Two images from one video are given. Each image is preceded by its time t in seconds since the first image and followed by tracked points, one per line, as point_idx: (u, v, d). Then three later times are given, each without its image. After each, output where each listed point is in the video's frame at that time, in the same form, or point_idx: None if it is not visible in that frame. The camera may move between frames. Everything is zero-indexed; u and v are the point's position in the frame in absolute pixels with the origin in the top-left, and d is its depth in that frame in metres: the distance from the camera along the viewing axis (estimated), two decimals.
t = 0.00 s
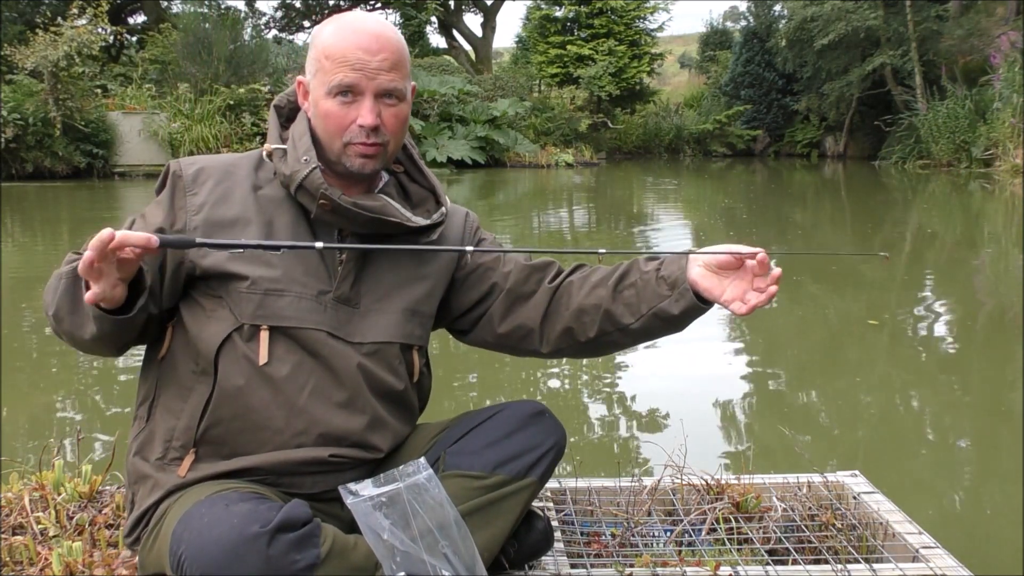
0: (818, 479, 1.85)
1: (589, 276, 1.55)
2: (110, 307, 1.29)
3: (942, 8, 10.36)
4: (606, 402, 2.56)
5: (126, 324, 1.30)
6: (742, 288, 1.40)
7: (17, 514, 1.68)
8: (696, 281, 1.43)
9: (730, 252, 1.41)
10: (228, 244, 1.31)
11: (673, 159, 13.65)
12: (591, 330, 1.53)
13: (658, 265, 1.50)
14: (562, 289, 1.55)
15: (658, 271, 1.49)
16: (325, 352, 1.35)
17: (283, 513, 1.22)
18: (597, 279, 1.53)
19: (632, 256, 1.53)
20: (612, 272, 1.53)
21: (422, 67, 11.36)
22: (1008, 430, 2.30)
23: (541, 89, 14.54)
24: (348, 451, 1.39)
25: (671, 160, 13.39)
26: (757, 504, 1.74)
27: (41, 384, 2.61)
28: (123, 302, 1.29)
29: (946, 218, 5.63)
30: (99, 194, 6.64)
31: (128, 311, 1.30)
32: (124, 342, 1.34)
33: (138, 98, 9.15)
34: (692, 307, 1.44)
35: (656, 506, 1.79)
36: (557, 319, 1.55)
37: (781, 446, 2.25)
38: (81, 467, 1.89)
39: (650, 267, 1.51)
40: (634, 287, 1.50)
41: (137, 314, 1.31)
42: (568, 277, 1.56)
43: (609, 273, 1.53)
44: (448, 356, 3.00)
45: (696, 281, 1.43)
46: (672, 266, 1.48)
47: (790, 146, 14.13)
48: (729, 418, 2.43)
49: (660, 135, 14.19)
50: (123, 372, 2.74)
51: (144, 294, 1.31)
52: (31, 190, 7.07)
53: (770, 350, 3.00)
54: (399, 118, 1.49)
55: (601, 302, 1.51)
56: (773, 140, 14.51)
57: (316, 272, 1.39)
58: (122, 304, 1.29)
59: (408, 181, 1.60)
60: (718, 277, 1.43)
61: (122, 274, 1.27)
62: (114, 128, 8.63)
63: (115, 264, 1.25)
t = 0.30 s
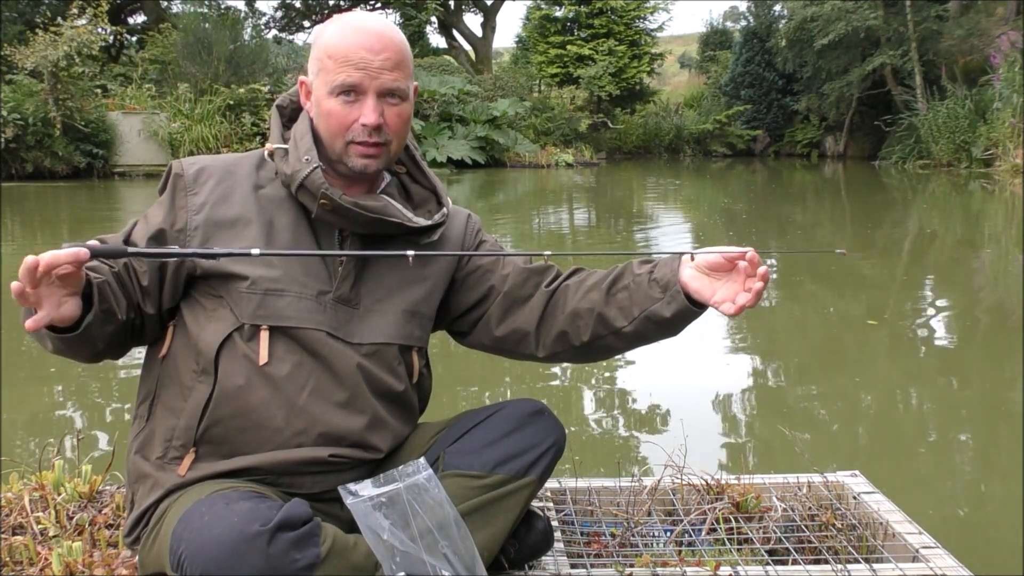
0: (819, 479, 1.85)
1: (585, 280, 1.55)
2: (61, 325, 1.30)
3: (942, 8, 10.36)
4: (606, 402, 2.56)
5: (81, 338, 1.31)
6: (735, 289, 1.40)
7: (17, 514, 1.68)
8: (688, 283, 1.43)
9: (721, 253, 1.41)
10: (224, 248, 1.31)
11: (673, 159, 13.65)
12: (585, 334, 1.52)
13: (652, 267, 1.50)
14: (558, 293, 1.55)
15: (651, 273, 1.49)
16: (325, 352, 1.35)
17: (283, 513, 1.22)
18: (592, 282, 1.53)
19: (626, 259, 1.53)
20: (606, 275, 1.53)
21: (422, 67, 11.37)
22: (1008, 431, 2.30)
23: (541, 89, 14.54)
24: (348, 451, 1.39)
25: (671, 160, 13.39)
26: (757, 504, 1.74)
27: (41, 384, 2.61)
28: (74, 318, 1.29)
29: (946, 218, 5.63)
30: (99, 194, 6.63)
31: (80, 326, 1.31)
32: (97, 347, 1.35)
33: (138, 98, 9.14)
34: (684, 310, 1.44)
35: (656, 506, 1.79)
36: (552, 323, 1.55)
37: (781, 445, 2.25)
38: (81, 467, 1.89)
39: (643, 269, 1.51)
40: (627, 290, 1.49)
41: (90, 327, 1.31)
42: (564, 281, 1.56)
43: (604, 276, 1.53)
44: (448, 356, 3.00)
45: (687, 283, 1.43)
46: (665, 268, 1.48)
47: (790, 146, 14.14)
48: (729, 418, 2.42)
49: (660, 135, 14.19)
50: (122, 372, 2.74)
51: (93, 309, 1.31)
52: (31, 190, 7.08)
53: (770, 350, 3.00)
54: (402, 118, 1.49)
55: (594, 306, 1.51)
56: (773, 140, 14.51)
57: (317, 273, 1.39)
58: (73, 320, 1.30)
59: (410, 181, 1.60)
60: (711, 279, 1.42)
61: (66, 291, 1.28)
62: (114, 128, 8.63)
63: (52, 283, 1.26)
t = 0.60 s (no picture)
0: (819, 479, 1.85)
1: (583, 280, 1.55)
2: (37, 320, 1.28)
3: (942, 8, 10.36)
4: (606, 402, 2.56)
5: (60, 335, 1.30)
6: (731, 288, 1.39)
7: (17, 514, 1.68)
8: (684, 283, 1.43)
9: (717, 251, 1.40)
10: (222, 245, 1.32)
11: (673, 159, 13.65)
12: (583, 333, 1.53)
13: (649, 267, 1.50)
14: (557, 294, 1.55)
15: (647, 273, 1.49)
16: (324, 352, 1.35)
17: (283, 511, 1.22)
18: (590, 282, 1.53)
19: (623, 259, 1.54)
20: (604, 276, 1.53)
21: (422, 67, 11.37)
22: (1008, 431, 2.30)
23: (541, 89, 14.55)
24: (348, 450, 1.39)
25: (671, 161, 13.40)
26: (757, 505, 1.74)
27: (41, 383, 2.62)
28: (51, 314, 1.28)
29: (946, 218, 5.63)
30: (99, 194, 6.64)
31: (56, 323, 1.29)
32: (79, 345, 1.34)
33: (138, 98, 9.15)
34: (681, 308, 1.44)
35: (656, 506, 1.79)
36: (552, 324, 1.55)
37: (781, 446, 2.25)
38: (81, 468, 1.89)
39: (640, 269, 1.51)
40: (624, 289, 1.50)
41: (67, 324, 1.30)
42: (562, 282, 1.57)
43: (602, 277, 1.53)
44: (448, 356, 3.01)
45: (683, 282, 1.43)
46: (662, 266, 1.48)
47: (790, 146, 14.15)
48: (729, 417, 2.43)
49: (660, 135, 14.19)
50: (122, 372, 2.74)
51: (69, 306, 1.29)
52: (31, 190, 7.09)
53: (770, 350, 3.00)
54: (403, 118, 1.49)
55: (591, 305, 1.51)
56: (773, 140, 14.52)
57: (316, 272, 1.39)
58: (49, 315, 1.28)
59: (411, 182, 1.60)
60: (707, 277, 1.42)
61: (43, 285, 1.26)
62: (114, 128, 8.64)
63: (27, 278, 1.24)
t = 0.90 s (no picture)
0: (819, 479, 1.85)
1: (584, 280, 1.55)
2: (31, 321, 1.27)
3: (942, 8, 10.35)
4: (606, 401, 2.55)
5: (53, 336, 1.29)
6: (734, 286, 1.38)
7: (17, 514, 1.68)
8: (686, 282, 1.43)
9: (719, 251, 1.40)
10: (223, 245, 1.32)
11: (673, 159, 13.66)
12: (582, 333, 1.52)
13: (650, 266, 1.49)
14: (557, 293, 1.55)
15: (650, 272, 1.48)
16: (324, 352, 1.35)
17: (283, 509, 1.21)
18: (592, 282, 1.53)
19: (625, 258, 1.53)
20: (604, 275, 1.53)
21: (422, 67, 11.37)
22: (1009, 430, 2.30)
23: (541, 89, 14.54)
24: (348, 450, 1.38)
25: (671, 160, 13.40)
26: (757, 505, 1.74)
27: (41, 383, 2.62)
28: (45, 314, 1.27)
29: (946, 218, 5.63)
30: (98, 195, 6.65)
31: (49, 323, 1.28)
32: (76, 346, 1.33)
33: (138, 98, 9.15)
34: (684, 308, 1.43)
35: (656, 506, 1.79)
36: (552, 323, 1.55)
37: (781, 446, 2.25)
38: (81, 467, 1.89)
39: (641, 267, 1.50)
40: (626, 289, 1.49)
41: (61, 326, 1.29)
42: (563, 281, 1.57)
43: (604, 275, 1.53)
44: (448, 356, 3.01)
45: (685, 281, 1.43)
46: (664, 266, 1.47)
47: (790, 146, 14.16)
48: (728, 417, 2.42)
49: (660, 135, 14.20)
50: (123, 371, 2.74)
51: (63, 307, 1.28)
52: (31, 190, 7.10)
53: (770, 350, 3.00)
54: (403, 118, 1.49)
55: (593, 305, 1.50)
56: (773, 140, 14.54)
57: (317, 272, 1.39)
58: (43, 315, 1.27)
59: (411, 182, 1.60)
60: (708, 278, 1.41)
61: (36, 285, 1.25)
62: (114, 128, 8.65)
63: (20, 277, 1.24)
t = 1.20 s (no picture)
0: (819, 479, 1.85)
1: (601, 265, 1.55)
2: (24, 327, 1.28)
3: (942, 8, 10.35)
4: (606, 402, 2.55)
5: (47, 342, 1.29)
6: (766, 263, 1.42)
7: (17, 514, 1.68)
8: (719, 271, 1.45)
9: (749, 236, 1.45)
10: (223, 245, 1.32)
11: (673, 159, 13.66)
12: (602, 318, 1.52)
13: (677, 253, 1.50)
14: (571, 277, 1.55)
15: (676, 261, 1.49)
16: (325, 351, 1.35)
17: (284, 507, 1.21)
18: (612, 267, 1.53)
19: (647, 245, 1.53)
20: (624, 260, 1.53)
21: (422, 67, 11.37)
22: (1008, 430, 2.30)
23: (541, 89, 14.55)
24: (347, 451, 1.38)
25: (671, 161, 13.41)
26: (757, 505, 1.74)
27: (41, 383, 2.62)
28: (39, 322, 1.27)
29: (946, 218, 5.63)
30: (98, 195, 6.65)
31: (42, 329, 1.28)
32: (72, 350, 1.33)
33: (138, 98, 9.15)
34: (713, 298, 1.45)
35: (656, 506, 1.79)
36: (567, 308, 1.54)
37: (781, 446, 2.25)
38: (81, 467, 1.89)
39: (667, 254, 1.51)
40: (651, 277, 1.50)
41: (53, 331, 1.28)
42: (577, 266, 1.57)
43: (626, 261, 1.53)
44: (448, 356, 3.01)
45: (716, 270, 1.45)
46: (692, 255, 1.48)
47: (790, 146, 14.18)
48: (729, 418, 2.42)
49: (660, 135, 14.21)
50: (123, 372, 2.74)
51: (54, 314, 1.28)
52: (31, 190, 7.11)
53: (770, 350, 3.00)
54: (407, 118, 1.49)
55: (617, 291, 1.51)
56: (773, 140, 14.56)
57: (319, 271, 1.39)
58: (35, 321, 1.27)
59: (415, 182, 1.61)
60: (736, 262, 1.45)
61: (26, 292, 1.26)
62: (114, 128, 8.66)
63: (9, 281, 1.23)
